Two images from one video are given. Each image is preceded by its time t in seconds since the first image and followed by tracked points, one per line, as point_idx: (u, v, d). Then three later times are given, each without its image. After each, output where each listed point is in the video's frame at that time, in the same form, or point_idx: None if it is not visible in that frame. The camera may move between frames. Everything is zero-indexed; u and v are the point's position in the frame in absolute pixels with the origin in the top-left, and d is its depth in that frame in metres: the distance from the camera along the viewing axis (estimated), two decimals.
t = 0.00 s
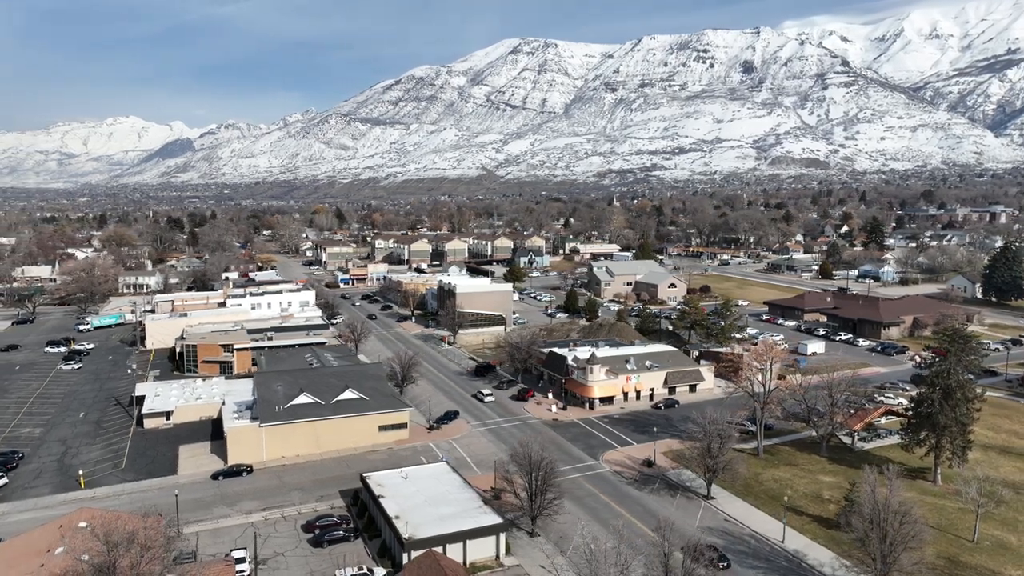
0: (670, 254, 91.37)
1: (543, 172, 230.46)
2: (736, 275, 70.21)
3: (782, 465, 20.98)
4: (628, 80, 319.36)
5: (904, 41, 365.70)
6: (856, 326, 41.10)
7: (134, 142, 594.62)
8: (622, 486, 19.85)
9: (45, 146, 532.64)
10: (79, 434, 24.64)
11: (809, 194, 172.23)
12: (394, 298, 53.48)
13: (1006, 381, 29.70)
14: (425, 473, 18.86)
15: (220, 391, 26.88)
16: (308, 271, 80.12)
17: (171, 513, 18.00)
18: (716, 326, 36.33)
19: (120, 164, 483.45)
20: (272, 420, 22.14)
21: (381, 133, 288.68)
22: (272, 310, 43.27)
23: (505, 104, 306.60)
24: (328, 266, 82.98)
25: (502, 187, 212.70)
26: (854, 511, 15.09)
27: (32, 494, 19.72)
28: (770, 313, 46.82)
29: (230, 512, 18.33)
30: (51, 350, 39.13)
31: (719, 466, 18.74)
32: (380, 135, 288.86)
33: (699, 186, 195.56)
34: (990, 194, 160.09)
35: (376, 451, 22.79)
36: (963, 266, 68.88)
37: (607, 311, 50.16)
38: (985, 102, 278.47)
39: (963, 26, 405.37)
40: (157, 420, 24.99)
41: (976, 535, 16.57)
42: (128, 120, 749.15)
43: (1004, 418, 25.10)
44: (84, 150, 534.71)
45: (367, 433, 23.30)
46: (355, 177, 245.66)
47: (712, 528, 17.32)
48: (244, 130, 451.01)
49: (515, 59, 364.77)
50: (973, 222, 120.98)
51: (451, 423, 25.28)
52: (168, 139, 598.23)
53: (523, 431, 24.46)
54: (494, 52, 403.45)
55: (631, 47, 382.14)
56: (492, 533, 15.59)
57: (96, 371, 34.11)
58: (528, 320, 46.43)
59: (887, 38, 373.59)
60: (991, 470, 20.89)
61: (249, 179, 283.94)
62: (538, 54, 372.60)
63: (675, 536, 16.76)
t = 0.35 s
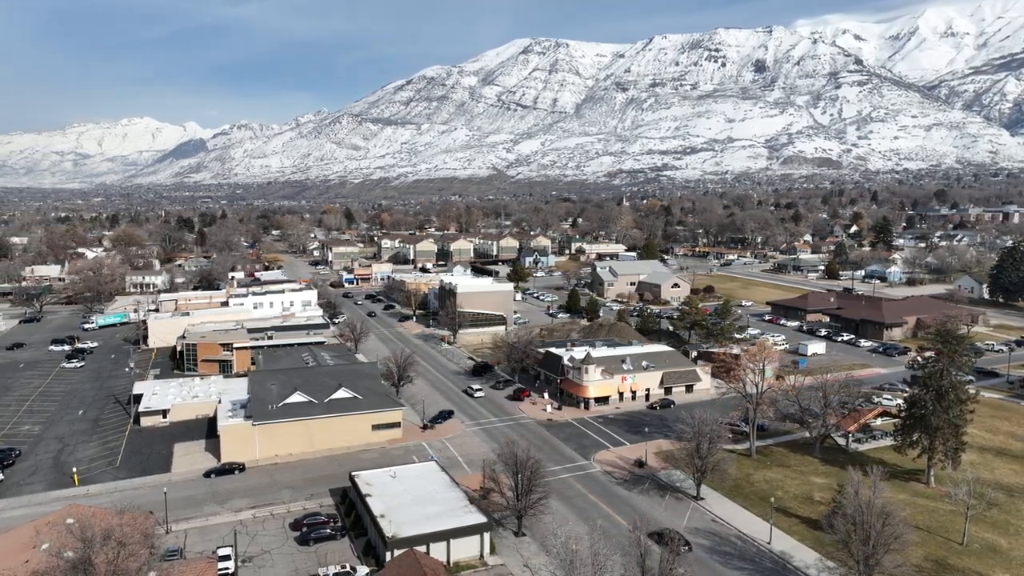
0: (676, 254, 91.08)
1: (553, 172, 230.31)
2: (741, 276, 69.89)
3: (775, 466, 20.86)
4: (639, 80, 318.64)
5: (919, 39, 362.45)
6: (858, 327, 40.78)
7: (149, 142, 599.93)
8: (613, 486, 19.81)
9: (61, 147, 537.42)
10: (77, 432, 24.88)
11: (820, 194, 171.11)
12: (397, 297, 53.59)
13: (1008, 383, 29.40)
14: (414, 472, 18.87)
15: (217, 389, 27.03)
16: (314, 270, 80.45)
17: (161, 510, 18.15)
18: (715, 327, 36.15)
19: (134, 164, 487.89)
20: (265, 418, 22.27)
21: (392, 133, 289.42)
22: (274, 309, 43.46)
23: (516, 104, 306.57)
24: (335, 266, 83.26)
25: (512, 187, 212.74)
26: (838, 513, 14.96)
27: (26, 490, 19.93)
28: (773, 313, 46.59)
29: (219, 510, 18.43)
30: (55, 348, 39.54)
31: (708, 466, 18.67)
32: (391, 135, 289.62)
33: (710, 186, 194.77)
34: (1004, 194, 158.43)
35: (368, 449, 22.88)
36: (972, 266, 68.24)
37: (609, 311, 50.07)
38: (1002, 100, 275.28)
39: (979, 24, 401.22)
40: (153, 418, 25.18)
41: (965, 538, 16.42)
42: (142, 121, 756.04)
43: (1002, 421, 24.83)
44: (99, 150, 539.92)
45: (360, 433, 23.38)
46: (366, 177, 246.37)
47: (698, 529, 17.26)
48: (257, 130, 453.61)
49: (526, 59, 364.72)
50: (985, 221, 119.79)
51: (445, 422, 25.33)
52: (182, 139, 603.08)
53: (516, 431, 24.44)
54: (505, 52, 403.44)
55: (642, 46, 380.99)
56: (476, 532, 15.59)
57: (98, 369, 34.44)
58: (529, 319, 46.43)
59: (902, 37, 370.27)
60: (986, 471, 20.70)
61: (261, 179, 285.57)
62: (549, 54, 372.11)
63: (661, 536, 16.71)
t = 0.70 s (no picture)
0: (683, 254, 90.73)
1: (564, 172, 230.11)
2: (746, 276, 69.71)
3: (766, 467, 20.75)
4: (651, 80, 317.65)
5: (934, 38, 359.39)
6: (861, 328, 40.49)
7: (162, 143, 604.89)
8: (602, 486, 19.79)
9: (76, 147, 542.38)
10: (75, 430, 25.08)
11: (831, 194, 170.05)
12: (399, 297, 53.71)
13: (1010, 385, 29.18)
14: (401, 471, 18.85)
15: (214, 388, 27.18)
16: (321, 270, 80.81)
17: (150, 508, 18.26)
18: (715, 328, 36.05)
19: (148, 164, 491.81)
20: (258, 417, 22.40)
21: (404, 134, 290.00)
22: (276, 309, 43.67)
23: (527, 104, 306.50)
24: (340, 266, 83.58)
25: (522, 187, 212.80)
26: (823, 517, 14.86)
27: (20, 488, 20.11)
28: (776, 314, 46.34)
29: (209, 507, 18.55)
30: (59, 347, 39.88)
31: (697, 466, 18.60)
32: (401, 135, 290.25)
33: (721, 186, 193.94)
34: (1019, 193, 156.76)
35: (359, 449, 22.94)
36: (980, 267, 67.74)
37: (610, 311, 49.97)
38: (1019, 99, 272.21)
39: (996, 22, 397.21)
40: (150, 417, 25.39)
41: (954, 541, 16.27)
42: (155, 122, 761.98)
43: (1000, 422, 24.68)
44: (114, 151, 544.45)
45: (352, 431, 23.49)
46: (377, 177, 247.05)
47: (685, 530, 17.19)
48: (269, 131, 456.24)
49: (537, 59, 364.37)
50: (998, 221, 118.68)
51: (439, 422, 25.37)
52: (195, 139, 607.35)
53: (510, 431, 24.49)
54: (516, 51, 403.58)
55: (654, 46, 379.71)
56: (459, 531, 15.61)
57: (100, 367, 34.71)
58: (530, 319, 46.45)
59: (916, 35, 367.20)
60: (979, 473, 20.51)
61: (273, 179, 287.00)
62: (560, 54, 371.77)
63: (646, 538, 16.66)
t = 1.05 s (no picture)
0: (689, 254, 90.36)
1: (574, 172, 229.82)
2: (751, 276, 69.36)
3: (757, 469, 20.64)
4: (662, 79, 316.65)
5: (949, 36, 356.26)
6: (863, 329, 40.19)
7: (176, 144, 609.70)
8: (591, 486, 19.76)
9: (91, 148, 547.67)
10: (72, 427, 25.34)
11: (842, 194, 168.85)
12: (402, 297, 53.83)
13: (1011, 388, 28.89)
14: (390, 470, 18.91)
15: (210, 387, 27.36)
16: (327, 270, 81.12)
17: (141, 506, 18.37)
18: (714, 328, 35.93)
19: (162, 164, 495.60)
20: (251, 416, 22.53)
21: (414, 133, 290.51)
22: (277, 309, 43.89)
23: (538, 104, 306.36)
24: (346, 265, 83.86)
25: (533, 187, 212.73)
26: (807, 518, 14.75)
27: (16, 484, 20.35)
28: (778, 314, 46.16)
29: (199, 506, 18.68)
30: (64, 346, 40.32)
31: (687, 467, 18.56)
32: (412, 135, 290.82)
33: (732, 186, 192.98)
34: None
35: (352, 448, 23.01)
36: (988, 267, 67.10)
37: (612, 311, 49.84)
38: None
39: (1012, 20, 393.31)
40: (147, 415, 25.58)
41: (942, 542, 16.17)
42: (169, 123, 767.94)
43: (998, 424, 24.47)
44: (128, 152, 549.07)
45: (346, 430, 23.58)
46: (387, 177, 247.75)
47: (671, 531, 17.15)
48: (281, 131, 458.52)
49: (548, 59, 363.79)
50: (1011, 221, 117.48)
51: (433, 421, 25.41)
52: (208, 139, 611.52)
53: (503, 431, 24.48)
54: (527, 51, 403.25)
55: (665, 45, 378.11)
56: (442, 531, 15.64)
57: (101, 366, 35.04)
58: (531, 319, 46.43)
59: (931, 34, 364.22)
60: (973, 476, 20.33)
61: (284, 180, 288.34)
62: (571, 54, 371.15)
63: (632, 540, 16.63)
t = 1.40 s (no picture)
0: (696, 254, 90.00)
1: (585, 172, 229.56)
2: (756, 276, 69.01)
3: (748, 470, 20.54)
4: (673, 79, 315.81)
5: (964, 34, 353.20)
6: (864, 329, 39.93)
7: (189, 145, 614.25)
8: (580, 486, 19.78)
9: (106, 149, 552.72)
10: (71, 425, 25.57)
11: (853, 194, 167.73)
12: (404, 296, 53.92)
13: (1010, 389, 28.73)
14: (380, 469, 18.98)
15: (207, 385, 27.54)
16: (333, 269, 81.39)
17: (131, 504, 18.51)
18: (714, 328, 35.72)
19: (175, 164, 499.11)
20: (244, 414, 22.64)
21: (425, 134, 291.04)
22: (280, 308, 44.16)
23: (548, 104, 306.23)
24: (352, 265, 84.17)
25: (543, 187, 212.73)
26: (790, 518, 14.66)
27: (11, 482, 20.56)
28: (781, 315, 45.98)
29: (189, 503, 18.79)
30: (68, 344, 40.74)
31: (676, 467, 18.49)
32: (423, 135, 291.38)
33: (743, 186, 192.20)
34: None
35: (345, 448, 23.13)
36: (997, 268, 66.51)
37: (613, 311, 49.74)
38: None
39: None
40: (144, 413, 25.76)
41: (930, 546, 16.04)
42: (182, 123, 773.71)
43: (995, 426, 24.33)
44: (142, 153, 553.81)
45: (340, 429, 23.71)
46: (398, 177, 248.52)
47: (658, 531, 17.11)
48: (293, 132, 460.48)
49: (559, 59, 363.61)
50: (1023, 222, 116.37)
51: (427, 421, 25.49)
52: (221, 140, 615.14)
53: (497, 430, 24.56)
54: (537, 51, 403.26)
55: (676, 44, 377.20)
56: (425, 530, 15.68)
57: (103, 364, 35.37)
58: (532, 319, 46.42)
59: (946, 33, 361.39)
60: (967, 478, 20.14)
61: (296, 180, 289.77)
62: (582, 54, 370.68)
63: (618, 542, 16.60)
